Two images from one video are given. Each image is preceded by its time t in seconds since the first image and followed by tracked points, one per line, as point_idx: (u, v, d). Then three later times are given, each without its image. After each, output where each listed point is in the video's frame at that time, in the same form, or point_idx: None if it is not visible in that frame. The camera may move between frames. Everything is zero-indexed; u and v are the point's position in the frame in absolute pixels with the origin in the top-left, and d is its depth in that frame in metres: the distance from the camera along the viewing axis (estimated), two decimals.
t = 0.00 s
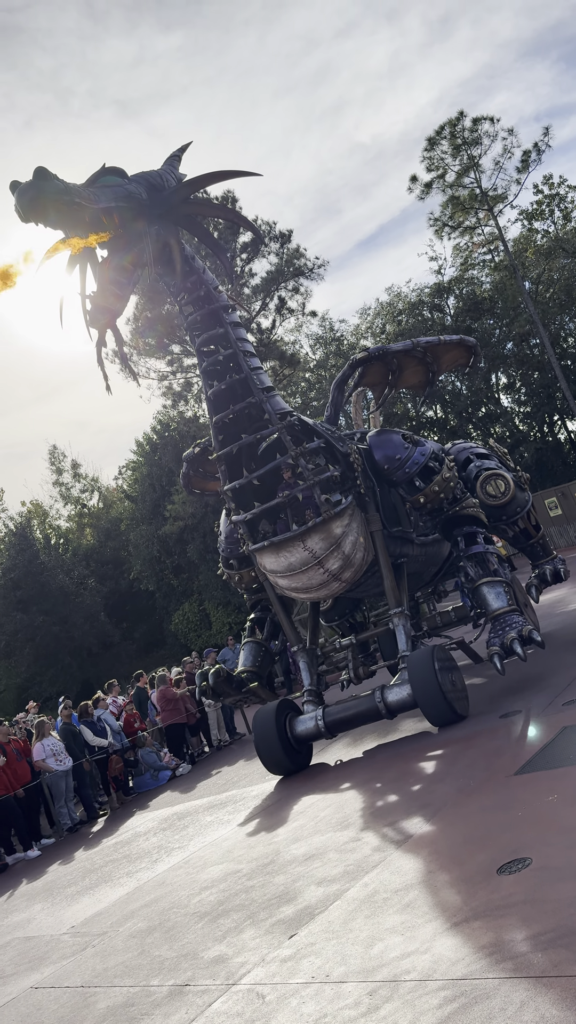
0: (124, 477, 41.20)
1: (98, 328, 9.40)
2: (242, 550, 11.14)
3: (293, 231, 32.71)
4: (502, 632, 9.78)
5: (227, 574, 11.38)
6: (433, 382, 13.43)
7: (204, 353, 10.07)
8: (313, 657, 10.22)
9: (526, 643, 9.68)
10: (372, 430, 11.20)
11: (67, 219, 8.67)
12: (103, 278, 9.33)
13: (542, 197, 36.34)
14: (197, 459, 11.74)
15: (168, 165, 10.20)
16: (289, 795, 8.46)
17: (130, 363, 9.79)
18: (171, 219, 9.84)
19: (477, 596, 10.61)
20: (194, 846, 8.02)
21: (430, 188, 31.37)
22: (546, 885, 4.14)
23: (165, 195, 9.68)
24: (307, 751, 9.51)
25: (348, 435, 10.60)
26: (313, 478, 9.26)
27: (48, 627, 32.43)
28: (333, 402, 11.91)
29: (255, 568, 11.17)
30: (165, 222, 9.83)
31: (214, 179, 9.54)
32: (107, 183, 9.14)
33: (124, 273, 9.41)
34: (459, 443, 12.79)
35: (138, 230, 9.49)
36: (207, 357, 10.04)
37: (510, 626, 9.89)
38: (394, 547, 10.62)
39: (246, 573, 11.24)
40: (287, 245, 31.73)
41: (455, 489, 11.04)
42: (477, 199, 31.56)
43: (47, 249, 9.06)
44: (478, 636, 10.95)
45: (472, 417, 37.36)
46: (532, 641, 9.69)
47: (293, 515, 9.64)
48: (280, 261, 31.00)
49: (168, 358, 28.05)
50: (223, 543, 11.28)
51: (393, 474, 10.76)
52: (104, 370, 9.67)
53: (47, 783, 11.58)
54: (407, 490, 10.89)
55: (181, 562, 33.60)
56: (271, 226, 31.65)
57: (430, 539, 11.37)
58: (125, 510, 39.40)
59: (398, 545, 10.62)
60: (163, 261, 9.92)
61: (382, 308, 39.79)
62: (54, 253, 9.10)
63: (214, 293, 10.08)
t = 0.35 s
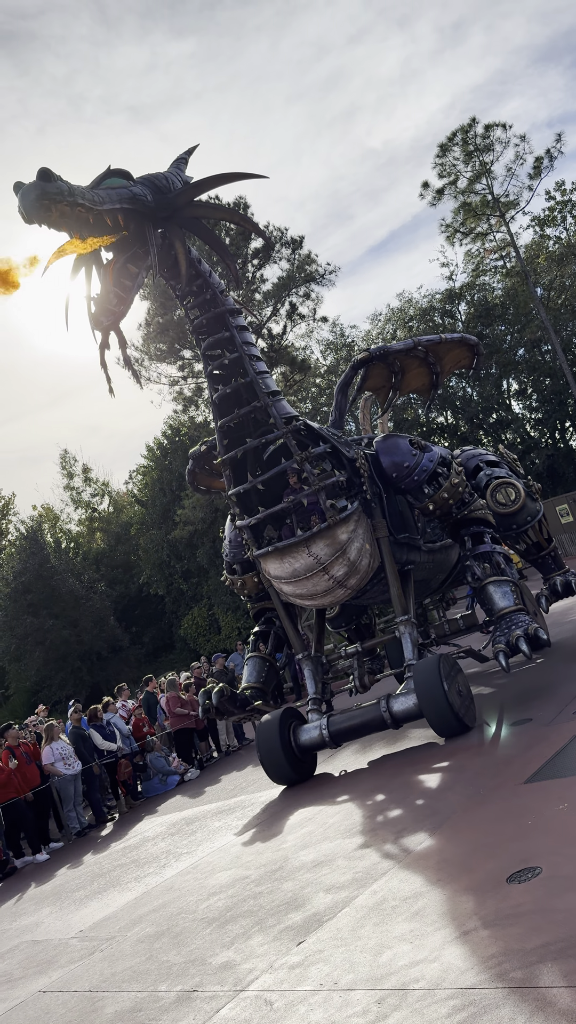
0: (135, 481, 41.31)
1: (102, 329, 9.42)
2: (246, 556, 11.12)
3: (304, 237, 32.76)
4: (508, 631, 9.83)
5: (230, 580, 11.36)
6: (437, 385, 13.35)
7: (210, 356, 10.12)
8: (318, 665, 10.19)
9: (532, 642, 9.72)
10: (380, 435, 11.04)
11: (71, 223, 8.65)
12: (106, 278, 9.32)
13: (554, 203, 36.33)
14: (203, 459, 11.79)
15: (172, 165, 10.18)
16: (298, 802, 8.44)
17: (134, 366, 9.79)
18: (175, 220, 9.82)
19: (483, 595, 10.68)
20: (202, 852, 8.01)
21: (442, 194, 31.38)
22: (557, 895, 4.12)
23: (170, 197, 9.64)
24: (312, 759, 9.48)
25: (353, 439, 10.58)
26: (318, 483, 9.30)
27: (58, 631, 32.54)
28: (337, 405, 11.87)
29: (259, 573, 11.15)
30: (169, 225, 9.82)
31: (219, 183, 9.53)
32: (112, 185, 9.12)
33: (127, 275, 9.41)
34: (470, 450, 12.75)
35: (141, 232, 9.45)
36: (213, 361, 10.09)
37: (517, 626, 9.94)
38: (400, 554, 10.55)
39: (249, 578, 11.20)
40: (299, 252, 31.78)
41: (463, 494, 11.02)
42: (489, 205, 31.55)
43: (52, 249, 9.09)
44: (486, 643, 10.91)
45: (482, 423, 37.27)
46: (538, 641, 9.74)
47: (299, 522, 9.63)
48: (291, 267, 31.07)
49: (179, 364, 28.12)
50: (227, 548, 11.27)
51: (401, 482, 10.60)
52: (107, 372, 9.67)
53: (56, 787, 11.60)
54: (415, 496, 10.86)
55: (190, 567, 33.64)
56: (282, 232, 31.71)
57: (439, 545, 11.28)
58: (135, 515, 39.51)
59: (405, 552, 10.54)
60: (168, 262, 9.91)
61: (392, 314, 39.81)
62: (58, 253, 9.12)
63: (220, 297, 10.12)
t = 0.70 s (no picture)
0: (149, 486, 41.46)
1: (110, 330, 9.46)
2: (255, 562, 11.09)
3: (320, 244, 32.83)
4: (518, 633, 9.87)
5: (237, 585, 11.32)
6: (446, 387, 13.21)
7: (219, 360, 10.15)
8: (326, 674, 10.16)
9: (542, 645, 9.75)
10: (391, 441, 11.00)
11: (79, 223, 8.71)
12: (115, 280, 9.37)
13: (571, 209, 36.23)
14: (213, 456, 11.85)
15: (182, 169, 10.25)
16: (310, 809, 8.42)
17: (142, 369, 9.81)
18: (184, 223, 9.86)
19: (495, 599, 10.76)
20: (214, 858, 8.00)
21: (457, 200, 31.36)
22: (572, 905, 4.09)
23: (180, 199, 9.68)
24: (320, 768, 9.44)
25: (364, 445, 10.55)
26: (327, 488, 9.29)
27: (71, 635, 32.69)
28: (345, 410, 11.84)
29: (267, 580, 11.12)
30: (178, 228, 9.87)
31: (230, 185, 9.59)
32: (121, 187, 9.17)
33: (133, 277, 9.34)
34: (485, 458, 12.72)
35: (150, 234, 9.48)
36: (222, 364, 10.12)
37: (528, 628, 9.97)
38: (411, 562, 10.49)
39: (256, 585, 11.17)
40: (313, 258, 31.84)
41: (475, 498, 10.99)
42: (504, 211, 31.52)
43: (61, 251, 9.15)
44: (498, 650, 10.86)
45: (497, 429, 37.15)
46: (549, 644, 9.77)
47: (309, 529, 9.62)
48: (306, 273, 31.14)
49: (194, 370, 28.24)
50: (236, 553, 11.25)
51: (414, 488, 10.63)
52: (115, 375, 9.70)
53: (69, 791, 11.63)
54: (427, 502, 10.84)
55: (203, 571, 33.71)
56: (297, 238, 31.78)
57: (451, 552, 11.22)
58: (149, 520, 39.65)
59: (416, 560, 10.48)
60: (177, 265, 9.96)
61: (407, 319, 39.82)
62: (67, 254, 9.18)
63: (230, 301, 10.15)
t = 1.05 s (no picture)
0: (162, 490, 41.57)
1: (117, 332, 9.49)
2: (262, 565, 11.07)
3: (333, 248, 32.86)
4: (524, 622, 10.01)
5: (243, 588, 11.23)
6: (453, 389, 13.15)
7: (228, 363, 10.20)
8: (334, 681, 10.14)
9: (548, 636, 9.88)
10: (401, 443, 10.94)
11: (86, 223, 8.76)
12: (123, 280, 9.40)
13: None
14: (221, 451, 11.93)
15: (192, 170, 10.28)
16: (322, 814, 8.42)
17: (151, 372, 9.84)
18: (193, 223, 9.88)
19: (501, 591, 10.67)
20: (226, 862, 8.01)
21: (471, 204, 31.32)
22: None
23: (190, 201, 9.69)
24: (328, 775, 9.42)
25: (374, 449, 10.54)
26: (336, 492, 9.30)
27: (84, 638, 32.81)
28: (354, 412, 11.83)
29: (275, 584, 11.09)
30: (187, 228, 9.89)
31: (240, 185, 9.62)
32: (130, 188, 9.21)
33: (144, 278, 9.36)
34: (498, 464, 12.71)
35: (158, 235, 9.52)
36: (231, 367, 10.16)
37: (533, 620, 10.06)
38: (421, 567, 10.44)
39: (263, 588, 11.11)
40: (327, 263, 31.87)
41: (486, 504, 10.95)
42: (519, 216, 31.47)
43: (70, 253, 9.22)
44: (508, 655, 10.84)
45: (511, 433, 37.02)
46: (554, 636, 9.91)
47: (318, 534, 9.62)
48: (319, 278, 31.18)
49: (207, 374, 28.32)
50: (244, 557, 11.23)
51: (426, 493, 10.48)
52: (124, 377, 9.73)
53: (82, 793, 11.67)
54: (439, 507, 10.83)
55: (216, 575, 33.76)
56: (311, 243, 31.83)
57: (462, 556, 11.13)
58: (162, 523, 39.75)
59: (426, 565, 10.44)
60: (186, 266, 9.99)
61: (421, 324, 39.79)
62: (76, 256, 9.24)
63: (240, 303, 10.17)
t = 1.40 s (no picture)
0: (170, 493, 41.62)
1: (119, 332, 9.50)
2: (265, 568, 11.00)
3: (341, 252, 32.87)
4: (526, 618, 9.97)
5: (246, 591, 11.14)
6: (456, 392, 13.17)
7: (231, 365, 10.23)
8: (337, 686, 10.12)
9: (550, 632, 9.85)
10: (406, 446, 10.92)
11: (87, 222, 8.77)
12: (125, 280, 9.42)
13: None
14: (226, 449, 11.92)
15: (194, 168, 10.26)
16: (328, 818, 8.41)
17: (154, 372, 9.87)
18: (195, 223, 9.87)
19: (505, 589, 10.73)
20: (232, 864, 8.01)
21: (480, 208, 31.28)
22: None
23: (192, 200, 9.67)
24: (330, 780, 9.41)
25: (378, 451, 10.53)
26: (340, 495, 9.30)
27: (91, 640, 32.84)
28: (357, 414, 11.85)
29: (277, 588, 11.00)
30: (189, 228, 9.87)
31: (243, 184, 9.63)
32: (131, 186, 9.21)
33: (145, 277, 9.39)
34: (506, 467, 12.73)
35: (161, 235, 9.54)
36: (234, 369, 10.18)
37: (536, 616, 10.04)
38: (426, 571, 10.44)
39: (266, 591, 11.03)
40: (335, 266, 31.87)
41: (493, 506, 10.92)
42: (527, 219, 31.48)
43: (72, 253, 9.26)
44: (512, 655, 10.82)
45: (519, 437, 36.92)
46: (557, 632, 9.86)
47: (322, 536, 9.61)
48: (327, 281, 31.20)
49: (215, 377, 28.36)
50: (246, 560, 11.16)
51: (432, 496, 10.46)
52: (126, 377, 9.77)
53: (88, 795, 11.69)
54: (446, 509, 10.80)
55: (223, 577, 33.75)
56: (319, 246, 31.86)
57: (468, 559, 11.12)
58: (168, 526, 39.78)
59: (431, 568, 10.45)
60: (189, 265, 9.99)
61: (428, 327, 39.78)
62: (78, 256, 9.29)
63: (243, 303, 10.17)
